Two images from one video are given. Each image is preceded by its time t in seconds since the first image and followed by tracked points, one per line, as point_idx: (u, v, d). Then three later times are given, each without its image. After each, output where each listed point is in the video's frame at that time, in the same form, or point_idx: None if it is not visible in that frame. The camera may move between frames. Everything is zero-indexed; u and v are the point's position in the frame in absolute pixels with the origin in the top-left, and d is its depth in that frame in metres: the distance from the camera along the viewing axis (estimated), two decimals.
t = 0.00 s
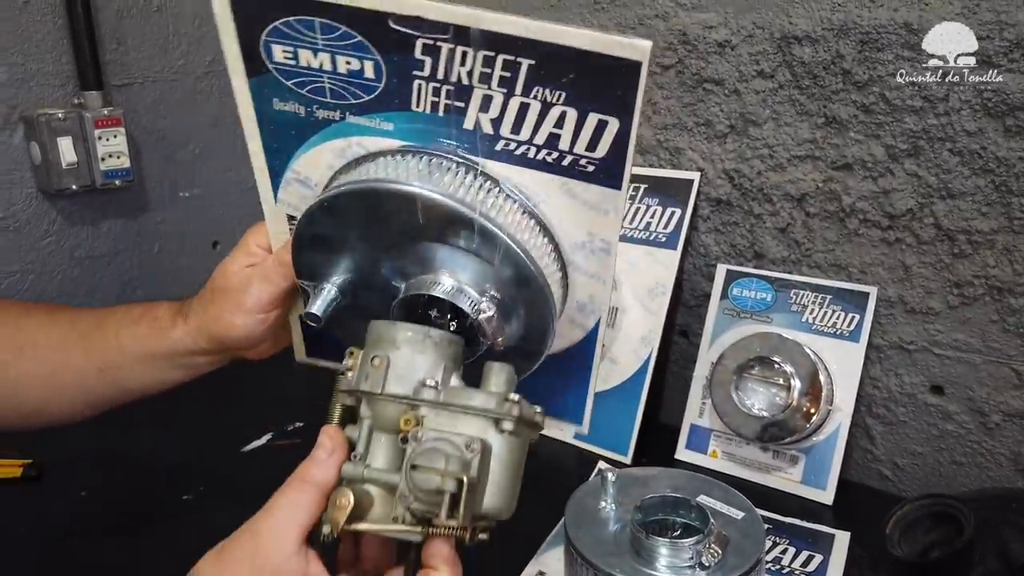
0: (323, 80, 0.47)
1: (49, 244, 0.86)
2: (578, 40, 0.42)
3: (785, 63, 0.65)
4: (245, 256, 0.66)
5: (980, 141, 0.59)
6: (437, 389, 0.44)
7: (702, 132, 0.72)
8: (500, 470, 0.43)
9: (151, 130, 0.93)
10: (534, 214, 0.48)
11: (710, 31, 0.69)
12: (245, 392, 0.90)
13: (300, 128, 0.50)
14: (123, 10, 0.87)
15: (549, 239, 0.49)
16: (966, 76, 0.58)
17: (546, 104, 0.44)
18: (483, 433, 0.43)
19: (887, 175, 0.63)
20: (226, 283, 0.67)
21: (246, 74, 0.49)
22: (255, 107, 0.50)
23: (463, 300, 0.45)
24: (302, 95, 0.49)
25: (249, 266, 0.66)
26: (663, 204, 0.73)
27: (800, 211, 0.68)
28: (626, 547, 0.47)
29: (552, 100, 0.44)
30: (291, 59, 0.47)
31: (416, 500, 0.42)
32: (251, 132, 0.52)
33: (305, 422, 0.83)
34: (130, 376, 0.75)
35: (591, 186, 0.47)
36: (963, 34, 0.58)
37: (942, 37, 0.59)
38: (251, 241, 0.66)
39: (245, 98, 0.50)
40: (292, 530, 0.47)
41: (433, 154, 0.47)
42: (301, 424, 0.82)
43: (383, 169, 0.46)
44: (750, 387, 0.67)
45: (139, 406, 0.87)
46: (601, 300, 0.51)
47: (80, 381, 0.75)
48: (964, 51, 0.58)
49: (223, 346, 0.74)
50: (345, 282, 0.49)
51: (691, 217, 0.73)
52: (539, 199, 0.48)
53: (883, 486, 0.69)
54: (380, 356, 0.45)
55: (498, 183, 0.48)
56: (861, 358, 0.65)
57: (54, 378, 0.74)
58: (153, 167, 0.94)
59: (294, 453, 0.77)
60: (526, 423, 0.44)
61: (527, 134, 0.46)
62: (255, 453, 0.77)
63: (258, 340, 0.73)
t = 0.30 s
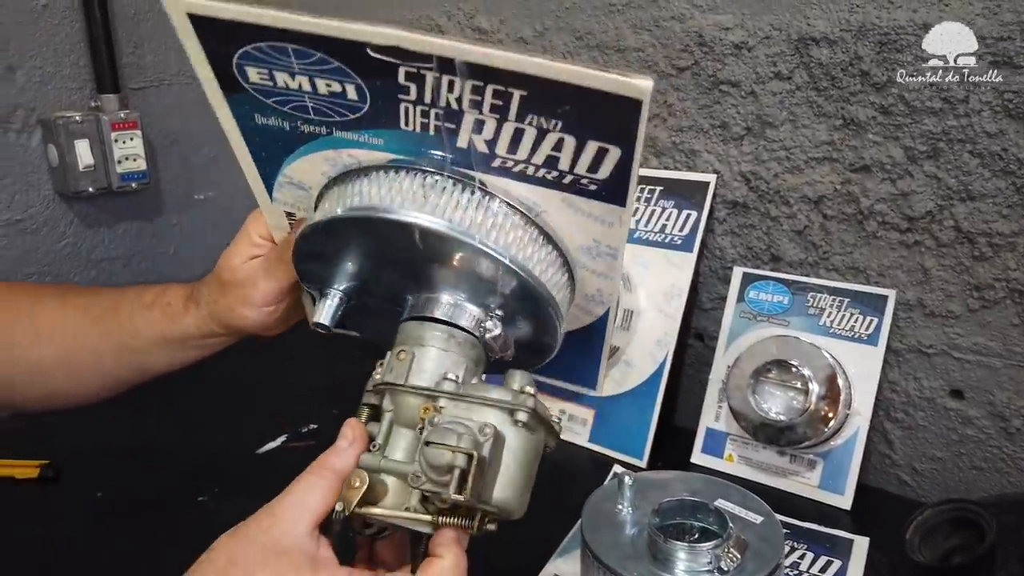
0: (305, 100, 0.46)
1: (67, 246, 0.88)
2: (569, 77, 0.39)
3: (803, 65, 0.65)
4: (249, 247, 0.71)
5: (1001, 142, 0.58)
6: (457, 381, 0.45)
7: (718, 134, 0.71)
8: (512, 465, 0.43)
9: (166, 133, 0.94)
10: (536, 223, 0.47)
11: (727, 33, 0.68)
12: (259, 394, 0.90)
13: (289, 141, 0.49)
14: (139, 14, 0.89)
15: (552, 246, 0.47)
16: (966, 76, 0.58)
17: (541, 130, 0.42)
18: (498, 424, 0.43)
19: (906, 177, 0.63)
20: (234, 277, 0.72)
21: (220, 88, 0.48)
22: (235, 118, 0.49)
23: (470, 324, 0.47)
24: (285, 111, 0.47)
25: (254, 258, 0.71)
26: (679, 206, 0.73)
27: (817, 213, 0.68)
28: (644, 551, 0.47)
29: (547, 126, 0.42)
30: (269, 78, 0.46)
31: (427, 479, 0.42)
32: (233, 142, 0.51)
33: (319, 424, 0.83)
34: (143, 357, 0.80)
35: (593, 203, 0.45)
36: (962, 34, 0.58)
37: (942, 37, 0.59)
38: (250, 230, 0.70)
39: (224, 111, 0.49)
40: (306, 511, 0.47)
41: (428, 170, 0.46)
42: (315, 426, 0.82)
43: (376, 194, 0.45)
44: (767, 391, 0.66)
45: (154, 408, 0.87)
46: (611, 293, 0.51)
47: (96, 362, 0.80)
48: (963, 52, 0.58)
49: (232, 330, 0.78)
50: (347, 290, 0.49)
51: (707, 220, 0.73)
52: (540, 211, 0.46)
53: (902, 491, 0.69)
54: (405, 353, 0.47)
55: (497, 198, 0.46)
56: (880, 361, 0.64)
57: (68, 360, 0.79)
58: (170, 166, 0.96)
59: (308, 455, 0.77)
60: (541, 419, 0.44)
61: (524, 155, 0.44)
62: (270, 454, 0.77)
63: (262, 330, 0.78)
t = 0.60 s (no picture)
0: (322, 107, 0.45)
1: (80, 246, 0.88)
2: (596, 100, 0.38)
3: (816, 64, 0.65)
4: (263, 232, 0.70)
5: (1018, 142, 0.57)
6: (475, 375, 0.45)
7: (731, 134, 0.71)
8: (527, 460, 0.43)
9: (178, 134, 0.95)
10: (555, 230, 0.46)
11: (739, 32, 0.68)
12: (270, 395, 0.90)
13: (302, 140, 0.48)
14: (153, 15, 0.91)
15: (571, 252, 0.47)
16: (966, 76, 0.58)
17: (564, 148, 0.41)
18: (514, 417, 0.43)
19: (921, 176, 0.62)
20: (247, 261, 0.71)
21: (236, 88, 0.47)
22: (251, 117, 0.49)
23: (484, 330, 0.47)
24: (303, 116, 0.47)
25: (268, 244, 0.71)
26: (690, 207, 0.73)
27: (831, 214, 0.67)
28: (655, 552, 0.47)
29: (570, 144, 0.41)
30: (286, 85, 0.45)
31: (441, 465, 0.41)
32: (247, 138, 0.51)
33: (329, 425, 0.82)
34: (156, 336, 0.79)
35: (614, 214, 0.44)
36: (963, 34, 0.58)
37: (942, 37, 0.59)
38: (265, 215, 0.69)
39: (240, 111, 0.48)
40: (312, 490, 0.45)
41: (446, 175, 0.45)
42: (326, 427, 0.82)
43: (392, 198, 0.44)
44: (780, 393, 0.65)
45: (167, 408, 0.87)
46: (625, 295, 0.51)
47: (110, 341, 0.79)
48: (964, 51, 0.58)
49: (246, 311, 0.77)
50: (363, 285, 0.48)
51: (719, 220, 0.72)
52: (560, 219, 0.45)
53: (917, 494, 0.68)
54: (422, 347, 0.47)
55: (515, 205, 0.45)
56: (894, 363, 0.63)
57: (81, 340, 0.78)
58: (181, 166, 0.96)
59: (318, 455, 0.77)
60: (557, 415, 0.44)
61: (547, 168, 0.42)
62: (280, 454, 0.77)
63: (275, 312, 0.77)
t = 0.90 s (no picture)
0: (332, 98, 0.43)
1: (88, 243, 0.88)
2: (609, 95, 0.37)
3: (827, 59, 0.64)
4: (266, 222, 0.71)
5: None
6: (473, 369, 0.45)
7: (741, 130, 0.71)
8: (522, 454, 0.42)
9: (186, 130, 0.95)
10: (562, 224, 0.45)
11: (750, 27, 0.67)
12: (277, 392, 0.90)
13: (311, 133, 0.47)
14: (161, 12, 0.91)
15: (578, 248, 0.46)
16: (966, 76, 0.58)
17: (577, 142, 0.40)
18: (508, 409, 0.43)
19: (933, 172, 0.62)
20: (249, 251, 0.71)
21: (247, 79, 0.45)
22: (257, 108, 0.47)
23: (492, 323, 0.46)
24: (313, 107, 0.45)
25: (270, 233, 0.71)
26: (699, 203, 0.72)
27: (841, 210, 0.67)
28: (663, 550, 0.46)
29: (583, 137, 0.40)
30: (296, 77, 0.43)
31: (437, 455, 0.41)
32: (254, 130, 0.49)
33: (336, 421, 0.82)
34: (160, 325, 0.78)
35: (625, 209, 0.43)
36: (963, 34, 0.58)
37: (942, 37, 0.59)
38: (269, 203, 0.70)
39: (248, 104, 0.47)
40: (314, 484, 0.45)
41: (453, 169, 0.43)
42: (333, 424, 0.82)
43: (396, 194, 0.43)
44: (790, 390, 0.65)
45: (175, 406, 0.87)
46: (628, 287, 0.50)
47: (114, 329, 0.78)
48: (964, 52, 0.58)
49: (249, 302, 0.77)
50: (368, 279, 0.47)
51: (728, 216, 0.72)
52: (568, 214, 0.44)
53: (928, 494, 0.67)
54: (420, 344, 0.47)
55: (523, 199, 0.44)
56: (906, 360, 0.63)
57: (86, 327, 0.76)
58: (189, 162, 0.97)
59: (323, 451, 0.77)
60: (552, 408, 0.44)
61: (558, 160, 0.41)
62: (286, 451, 0.77)
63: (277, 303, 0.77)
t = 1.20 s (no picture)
0: (296, 101, 0.43)
1: (90, 240, 0.88)
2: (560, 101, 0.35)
3: (829, 54, 0.64)
4: (256, 210, 0.70)
5: None
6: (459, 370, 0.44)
7: (743, 125, 0.70)
8: (510, 459, 0.42)
9: (188, 126, 0.95)
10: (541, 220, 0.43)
11: (751, 22, 0.67)
12: (277, 389, 0.90)
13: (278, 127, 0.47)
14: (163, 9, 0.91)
15: (558, 241, 0.44)
16: (965, 75, 0.58)
17: (541, 144, 0.39)
18: (493, 414, 0.43)
19: (936, 167, 0.61)
20: (243, 241, 0.71)
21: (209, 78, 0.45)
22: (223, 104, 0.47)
23: (472, 323, 0.45)
24: (279, 107, 0.45)
25: (260, 223, 0.70)
26: (700, 198, 0.72)
27: (843, 206, 0.66)
28: (662, 546, 0.46)
29: (548, 141, 0.38)
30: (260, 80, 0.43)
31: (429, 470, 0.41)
32: (228, 128, 0.49)
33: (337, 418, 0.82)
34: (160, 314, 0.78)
35: (599, 203, 0.41)
36: (962, 34, 0.58)
37: (941, 38, 0.59)
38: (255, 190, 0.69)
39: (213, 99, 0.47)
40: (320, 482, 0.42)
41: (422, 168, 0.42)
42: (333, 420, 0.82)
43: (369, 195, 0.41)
44: (791, 387, 0.65)
45: (177, 403, 0.87)
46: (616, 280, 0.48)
47: (112, 321, 0.78)
48: (963, 52, 0.58)
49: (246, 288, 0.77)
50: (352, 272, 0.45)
51: (730, 213, 0.71)
52: (546, 210, 0.43)
53: (931, 491, 0.67)
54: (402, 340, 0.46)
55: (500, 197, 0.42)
56: (908, 357, 0.62)
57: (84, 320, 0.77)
58: (191, 159, 0.97)
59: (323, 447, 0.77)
60: (538, 412, 0.44)
61: (526, 160, 0.40)
62: (287, 447, 0.77)
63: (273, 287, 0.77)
